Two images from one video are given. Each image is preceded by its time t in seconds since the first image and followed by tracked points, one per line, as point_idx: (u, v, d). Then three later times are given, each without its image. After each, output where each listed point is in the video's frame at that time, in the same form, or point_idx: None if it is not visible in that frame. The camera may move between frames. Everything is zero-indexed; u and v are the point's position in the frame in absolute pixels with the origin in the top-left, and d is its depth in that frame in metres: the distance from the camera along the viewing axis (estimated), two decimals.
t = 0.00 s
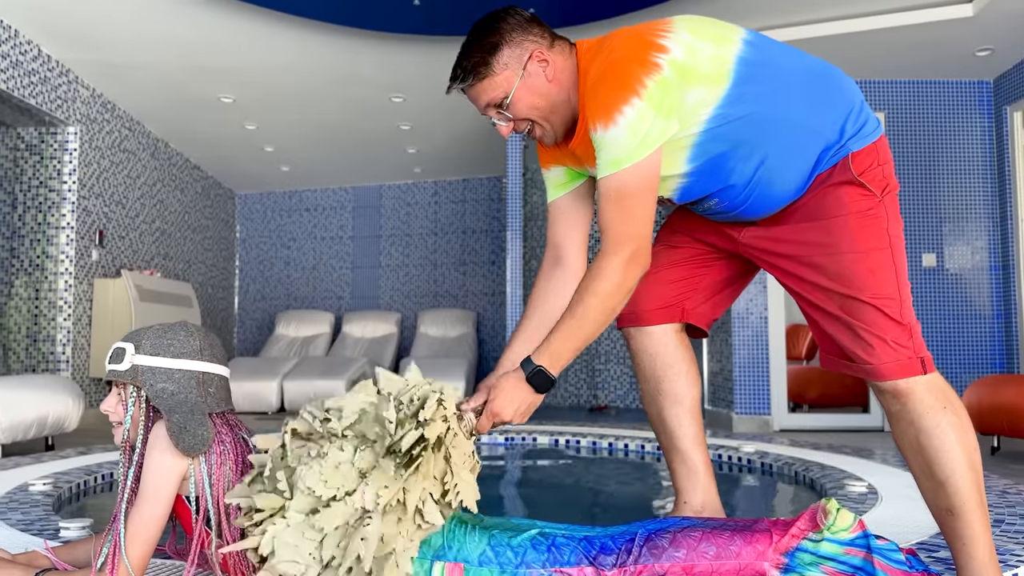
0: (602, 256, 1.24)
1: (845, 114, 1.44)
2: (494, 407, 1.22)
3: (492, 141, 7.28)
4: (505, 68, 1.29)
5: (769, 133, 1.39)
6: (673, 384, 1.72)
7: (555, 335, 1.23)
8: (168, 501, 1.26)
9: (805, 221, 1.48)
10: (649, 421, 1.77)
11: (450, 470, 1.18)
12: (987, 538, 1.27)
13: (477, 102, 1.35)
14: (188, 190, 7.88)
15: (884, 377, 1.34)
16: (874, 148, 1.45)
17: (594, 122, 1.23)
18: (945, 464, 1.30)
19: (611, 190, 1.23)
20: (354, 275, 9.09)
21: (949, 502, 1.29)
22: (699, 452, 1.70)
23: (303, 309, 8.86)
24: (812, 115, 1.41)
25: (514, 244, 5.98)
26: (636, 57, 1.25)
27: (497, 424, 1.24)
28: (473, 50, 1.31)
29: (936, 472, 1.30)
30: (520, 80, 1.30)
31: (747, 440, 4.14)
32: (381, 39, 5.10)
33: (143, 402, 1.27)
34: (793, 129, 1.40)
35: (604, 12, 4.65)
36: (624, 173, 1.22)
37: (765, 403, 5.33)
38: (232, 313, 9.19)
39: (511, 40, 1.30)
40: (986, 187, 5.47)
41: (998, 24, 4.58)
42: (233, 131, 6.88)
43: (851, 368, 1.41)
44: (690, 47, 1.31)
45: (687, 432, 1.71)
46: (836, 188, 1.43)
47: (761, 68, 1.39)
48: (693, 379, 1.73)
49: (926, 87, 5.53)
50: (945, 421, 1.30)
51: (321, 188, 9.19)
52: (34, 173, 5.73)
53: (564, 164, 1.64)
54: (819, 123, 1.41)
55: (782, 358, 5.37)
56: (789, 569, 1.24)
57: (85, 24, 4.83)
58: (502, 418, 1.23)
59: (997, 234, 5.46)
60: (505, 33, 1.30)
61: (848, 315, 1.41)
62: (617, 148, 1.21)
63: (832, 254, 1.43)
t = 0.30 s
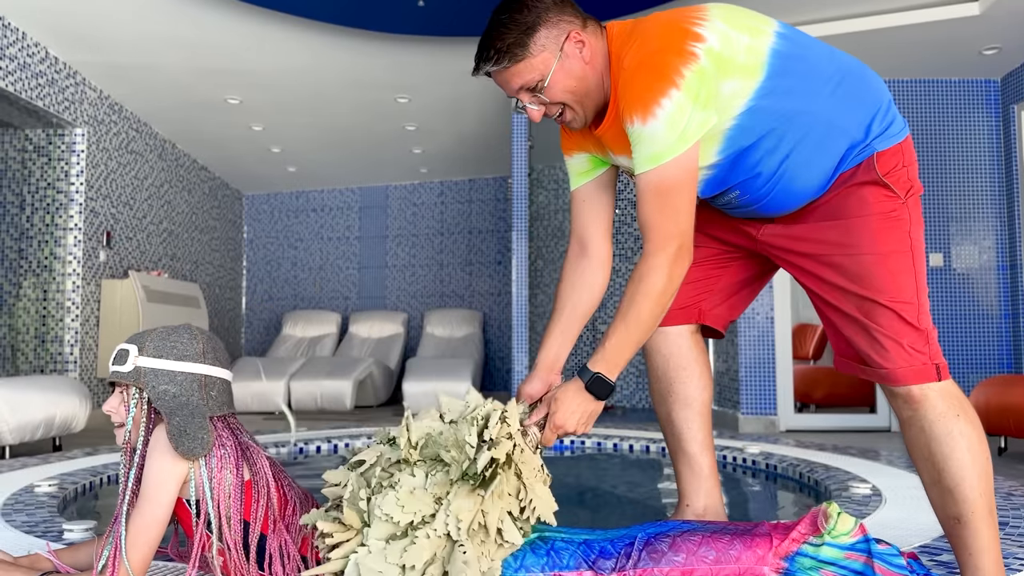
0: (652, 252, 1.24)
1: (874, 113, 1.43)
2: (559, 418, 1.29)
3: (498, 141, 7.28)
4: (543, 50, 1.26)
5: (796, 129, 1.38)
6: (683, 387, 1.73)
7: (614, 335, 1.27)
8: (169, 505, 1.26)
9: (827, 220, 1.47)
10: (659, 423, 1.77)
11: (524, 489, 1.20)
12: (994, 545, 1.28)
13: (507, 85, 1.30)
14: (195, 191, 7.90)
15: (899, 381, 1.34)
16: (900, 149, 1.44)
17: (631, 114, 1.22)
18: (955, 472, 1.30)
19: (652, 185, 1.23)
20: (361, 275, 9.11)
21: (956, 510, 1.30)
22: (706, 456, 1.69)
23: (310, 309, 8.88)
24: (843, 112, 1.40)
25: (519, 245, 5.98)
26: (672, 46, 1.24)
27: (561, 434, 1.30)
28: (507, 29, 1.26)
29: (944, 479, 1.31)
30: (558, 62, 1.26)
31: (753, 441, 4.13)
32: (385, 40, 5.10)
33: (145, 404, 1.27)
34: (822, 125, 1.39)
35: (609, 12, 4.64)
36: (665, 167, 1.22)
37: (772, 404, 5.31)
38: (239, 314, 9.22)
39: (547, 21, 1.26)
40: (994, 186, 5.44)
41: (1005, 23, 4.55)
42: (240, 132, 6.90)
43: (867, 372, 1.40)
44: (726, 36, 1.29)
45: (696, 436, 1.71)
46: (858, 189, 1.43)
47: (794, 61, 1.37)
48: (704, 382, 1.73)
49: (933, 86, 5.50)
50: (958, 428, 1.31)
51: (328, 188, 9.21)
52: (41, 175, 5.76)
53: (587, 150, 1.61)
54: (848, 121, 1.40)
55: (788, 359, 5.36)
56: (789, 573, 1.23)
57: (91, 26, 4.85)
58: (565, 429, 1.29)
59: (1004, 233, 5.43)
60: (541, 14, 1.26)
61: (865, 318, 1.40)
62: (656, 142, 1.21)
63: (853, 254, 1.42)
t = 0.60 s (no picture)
0: (703, 251, 1.25)
1: (902, 108, 1.43)
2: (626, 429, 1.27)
3: (501, 139, 7.28)
4: (593, 38, 1.24)
5: (837, 121, 1.37)
6: (691, 385, 1.72)
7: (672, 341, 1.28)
8: (168, 505, 1.26)
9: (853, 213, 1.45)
10: (664, 421, 1.76)
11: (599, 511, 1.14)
12: (999, 546, 1.28)
13: (552, 75, 1.28)
14: (199, 191, 7.91)
15: (912, 379, 1.34)
16: (929, 146, 1.43)
17: (689, 112, 1.23)
18: (963, 473, 1.30)
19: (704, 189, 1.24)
20: (364, 275, 9.12)
21: (964, 511, 1.29)
22: (710, 456, 1.69)
23: (313, 308, 8.89)
24: (876, 106, 1.40)
25: (521, 244, 5.97)
26: (727, 37, 1.23)
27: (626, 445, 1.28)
28: (556, 15, 1.24)
29: (952, 480, 1.31)
30: (607, 51, 1.25)
31: (755, 440, 4.12)
32: (388, 39, 5.10)
33: (146, 401, 1.28)
34: (859, 119, 1.38)
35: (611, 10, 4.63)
36: (724, 166, 1.23)
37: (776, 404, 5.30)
38: (243, 312, 9.23)
39: (597, 8, 1.25)
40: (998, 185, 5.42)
41: (1009, 21, 4.53)
42: (243, 131, 6.91)
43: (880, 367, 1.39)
44: (777, 28, 1.27)
45: (702, 435, 1.71)
46: (887, 182, 1.41)
47: (836, 54, 1.36)
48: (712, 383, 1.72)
49: (937, 84, 5.48)
50: (968, 430, 1.30)
51: (331, 187, 9.21)
52: (45, 174, 5.77)
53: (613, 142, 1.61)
54: (882, 115, 1.40)
55: (791, 358, 5.35)
56: (787, 572, 1.22)
57: (94, 25, 4.85)
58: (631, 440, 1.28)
59: (1009, 231, 5.41)
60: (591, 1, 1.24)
61: (883, 312, 1.39)
62: (718, 140, 1.22)
63: (877, 247, 1.41)
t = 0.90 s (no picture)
0: (793, 255, 1.19)
1: (937, 101, 1.41)
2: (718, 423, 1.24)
3: (502, 139, 7.28)
4: (653, 18, 1.19)
5: (878, 110, 1.34)
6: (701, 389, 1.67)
7: (761, 333, 1.23)
8: (167, 504, 1.26)
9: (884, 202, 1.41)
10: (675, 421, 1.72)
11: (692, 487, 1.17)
12: (1004, 550, 1.28)
13: (604, 58, 1.22)
14: (200, 189, 7.92)
15: (930, 375, 1.32)
16: (960, 140, 1.41)
17: (774, 99, 1.17)
18: (975, 473, 1.29)
19: (793, 180, 1.18)
20: (365, 274, 9.12)
21: (972, 511, 1.29)
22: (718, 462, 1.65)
23: (314, 307, 8.88)
24: (915, 98, 1.37)
25: (523, 243, 5.97)
26: (797, 17, 1.17)
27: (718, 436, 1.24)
28: None
29: (963, 480, 1.30)
30: (665, 33, 1.20)
31: (756, 439, 4.12)
32: (389, 38, 5.10)
33: (145, 400, 1.27)
34: (901, 108, 1.35)
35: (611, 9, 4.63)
36: (810, 155, 1.17)
37: (778, 403, 5.30)
38: (244, 311, 9.24)
39: None
40: (1000, 184, 5.41)
41: (1011, 20, 4.52)
42: (245, 130, 6.91)
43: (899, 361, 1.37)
44: (842, 12, 1.22)
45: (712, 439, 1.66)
46: (918, 173, 1.39)
47: (884, 41, 1.32)
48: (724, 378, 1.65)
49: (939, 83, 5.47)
50: (982, 430, 1.30)
51: (332, 186, 9.21)
52: (47, 173, 5.77)
53: (649, 128, 1.56)
54: (919, 106, 1.37)
55: (793, 357, 5.35)
56: (788, 572, 1.22)
57: (96, 25, 4.85)
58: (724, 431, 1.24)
59: (1011, 231, 5.40)
60: None
61: (906, 304, 1.36)
62: (804, 127, 1.16)
63: (906, 238, 1.37)
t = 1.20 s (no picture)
0: (857, 236, 1.21)
1: (968, 95, 1.41)
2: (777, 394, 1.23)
3: (501, 137, 7.28)
4: (716, 12, 1.16)
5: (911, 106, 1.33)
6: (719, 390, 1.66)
7: (823, 311, 1.26)
8: (168, 502, 1.26)
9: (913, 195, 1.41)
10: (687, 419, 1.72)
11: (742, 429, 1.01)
12: (1011, 549, 1.28)
13: (663, 54, 1.17)
14: (200, 188, 7.92)
15: (948, 373, 1.32)
16: (988, 137, 1.42)
17: (837, 91, 1.18)
18: (985, 472, 1.29)
19: (859, 164, 1.20)
20: (365, 273, 9.12)
21: (981, 510, 1.29)
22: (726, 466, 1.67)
23: (313, 306, 8.88)
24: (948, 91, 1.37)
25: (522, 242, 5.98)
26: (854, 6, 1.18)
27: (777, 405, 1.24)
28: None
29: (973, 479, 1.30)
30: (726, 26, 1.18)
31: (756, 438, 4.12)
32: (390, 37, 5.10)
33: (145, 399, 1.27)
34: (934, 104, 1.35)
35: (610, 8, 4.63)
36: (875, 143, 1.19)
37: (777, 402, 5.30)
38: (244, 310, 9.24)
39: None
40: (1000, 184, 5.42)
41: (1011, 19, 4.52)
42: (244, 129, 6.91)
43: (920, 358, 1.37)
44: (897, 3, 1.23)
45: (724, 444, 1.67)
46: (948, 167, 1.39)
47: (922, 34, 1.32)
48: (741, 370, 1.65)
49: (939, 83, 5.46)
50: (996, 428, 1.30)
51: (332, 185, 9.20)
52: (46, 171, 5.77)
53: (679, 118, 1.55)
54: (954, 101, 1.37)
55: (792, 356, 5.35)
56: (788, 570, 1.21)
57: (96, 23, 4.85)
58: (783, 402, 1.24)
59: (1011, 230, 5.40)
60: None
61: (929, 301, 1.36)
62: (867, 118, 1.17)
63: (932, 233, 1.37)
